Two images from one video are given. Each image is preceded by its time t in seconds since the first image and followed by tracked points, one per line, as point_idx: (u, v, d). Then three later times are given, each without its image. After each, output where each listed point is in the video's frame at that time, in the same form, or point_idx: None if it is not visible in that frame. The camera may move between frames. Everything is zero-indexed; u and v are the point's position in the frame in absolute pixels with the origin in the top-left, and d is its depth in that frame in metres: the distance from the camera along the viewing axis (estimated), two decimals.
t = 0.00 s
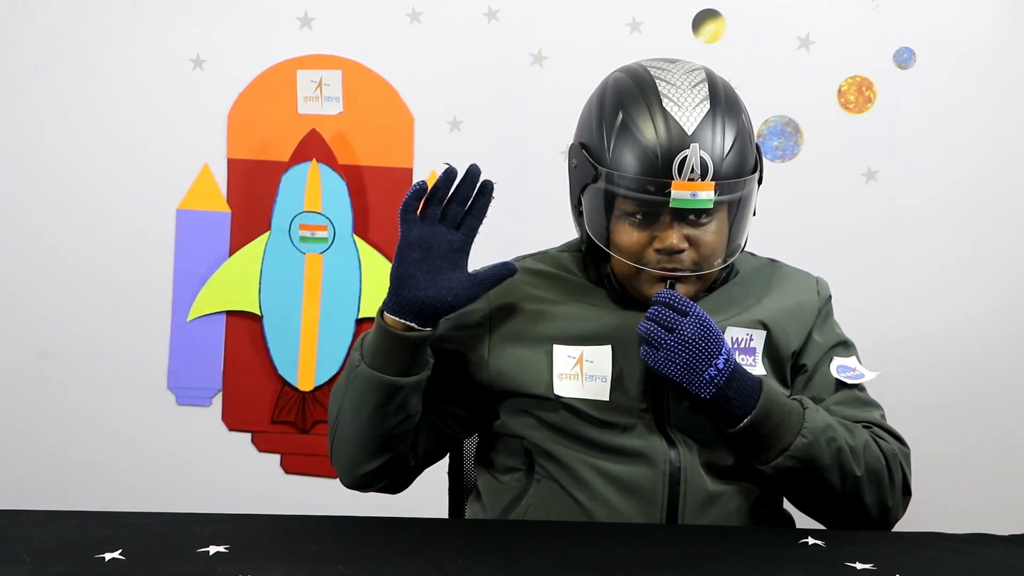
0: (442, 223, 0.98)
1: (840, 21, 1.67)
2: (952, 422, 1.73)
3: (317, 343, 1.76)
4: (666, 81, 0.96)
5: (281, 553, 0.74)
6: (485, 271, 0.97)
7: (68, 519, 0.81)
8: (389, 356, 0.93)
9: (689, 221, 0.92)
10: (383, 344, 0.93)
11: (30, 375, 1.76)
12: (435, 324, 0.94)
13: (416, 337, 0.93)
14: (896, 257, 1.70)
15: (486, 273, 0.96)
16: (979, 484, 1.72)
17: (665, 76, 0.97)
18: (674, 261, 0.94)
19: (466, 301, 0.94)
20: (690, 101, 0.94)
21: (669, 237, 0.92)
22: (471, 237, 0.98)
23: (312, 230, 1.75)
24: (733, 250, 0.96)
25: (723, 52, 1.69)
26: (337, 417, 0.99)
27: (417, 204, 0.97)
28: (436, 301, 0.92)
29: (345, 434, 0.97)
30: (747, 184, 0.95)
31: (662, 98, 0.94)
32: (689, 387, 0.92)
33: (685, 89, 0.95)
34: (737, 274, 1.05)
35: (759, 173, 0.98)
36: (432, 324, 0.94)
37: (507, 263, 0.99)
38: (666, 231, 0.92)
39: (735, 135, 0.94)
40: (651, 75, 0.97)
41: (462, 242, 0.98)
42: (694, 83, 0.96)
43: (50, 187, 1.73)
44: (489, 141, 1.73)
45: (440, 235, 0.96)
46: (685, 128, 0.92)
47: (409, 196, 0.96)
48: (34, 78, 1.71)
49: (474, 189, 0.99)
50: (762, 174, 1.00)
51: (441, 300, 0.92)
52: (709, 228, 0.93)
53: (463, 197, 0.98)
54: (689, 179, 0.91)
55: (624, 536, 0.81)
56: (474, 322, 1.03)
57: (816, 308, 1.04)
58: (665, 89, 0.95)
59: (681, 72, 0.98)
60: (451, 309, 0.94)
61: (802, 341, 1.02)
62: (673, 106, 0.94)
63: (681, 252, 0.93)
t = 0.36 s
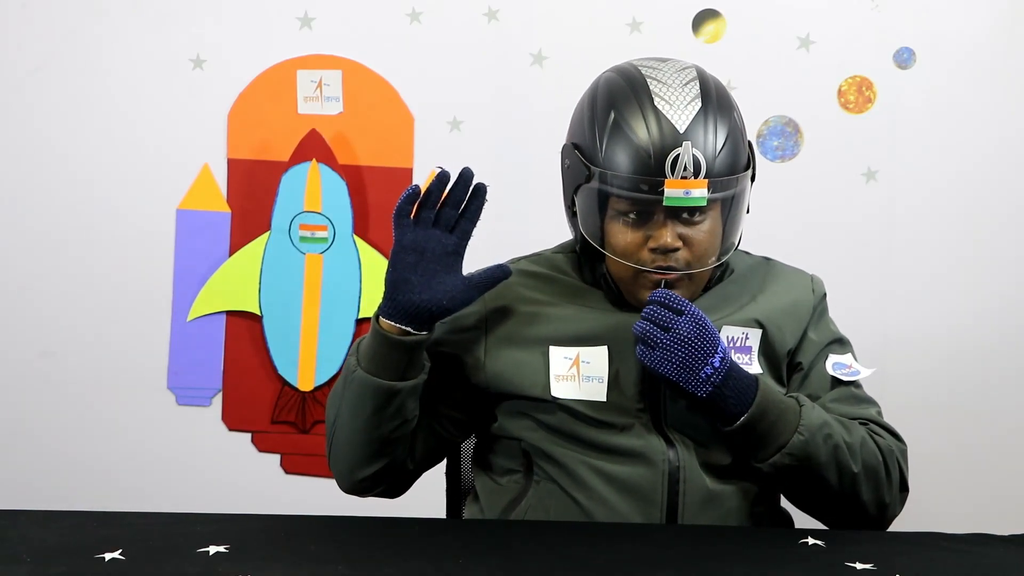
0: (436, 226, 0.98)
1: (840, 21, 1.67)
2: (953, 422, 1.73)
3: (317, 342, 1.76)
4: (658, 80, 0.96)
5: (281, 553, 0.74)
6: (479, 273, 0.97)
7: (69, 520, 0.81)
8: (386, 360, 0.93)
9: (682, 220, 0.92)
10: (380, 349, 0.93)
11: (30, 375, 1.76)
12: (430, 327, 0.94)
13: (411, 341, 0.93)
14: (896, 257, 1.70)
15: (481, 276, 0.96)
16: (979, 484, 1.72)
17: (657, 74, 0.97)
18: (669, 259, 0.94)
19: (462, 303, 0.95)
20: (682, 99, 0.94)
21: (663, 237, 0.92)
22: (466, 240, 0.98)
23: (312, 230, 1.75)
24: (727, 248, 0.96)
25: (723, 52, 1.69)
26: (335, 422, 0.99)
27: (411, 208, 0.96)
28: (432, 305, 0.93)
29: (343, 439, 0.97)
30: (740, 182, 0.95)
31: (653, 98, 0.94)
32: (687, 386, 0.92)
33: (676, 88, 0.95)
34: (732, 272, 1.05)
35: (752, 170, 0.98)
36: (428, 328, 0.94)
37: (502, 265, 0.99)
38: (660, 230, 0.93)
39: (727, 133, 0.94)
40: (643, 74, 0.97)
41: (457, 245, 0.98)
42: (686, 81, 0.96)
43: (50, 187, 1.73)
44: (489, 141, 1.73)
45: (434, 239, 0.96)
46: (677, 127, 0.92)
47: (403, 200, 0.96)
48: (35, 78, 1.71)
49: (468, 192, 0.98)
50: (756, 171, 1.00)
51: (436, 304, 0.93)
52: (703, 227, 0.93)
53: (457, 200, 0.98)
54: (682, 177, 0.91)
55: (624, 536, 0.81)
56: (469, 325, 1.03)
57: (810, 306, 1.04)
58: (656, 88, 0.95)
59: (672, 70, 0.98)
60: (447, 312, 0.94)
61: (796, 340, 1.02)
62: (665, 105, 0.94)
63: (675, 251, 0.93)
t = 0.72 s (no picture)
0: (437, 228, 0.97)
1: (840, 21, 1.67)
2: (953, 421, 1.73)
3: (317, 342, 1.76)
4: (662, 85, 0.96)
5: (281, 553, 0.74)
6: (480, 276, 0.96)
7: (69, 520, 0.81)
8: (387, 362, 0.93)
9: (683, 226, 0.92)
10: (381, 351, 0.93)
11: (30, 375, 1.76)
12: (430, 330, 0.94)
13: (411, 344, 0.93)
14: (896, 257, 1.70)
15: (482, 278, 0.95)
16: (979, 484, 1.72)
17: (661, 79, 0.97)
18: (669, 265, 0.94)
19: (462, 306, 0.94)
20: (685, 105, 0.94)
21: (664, 242, 0.92)
22: (466, 242, 0.98)
23: (312, 230, 1.75)
24: (728, 254, 0.96)
25: (723, 52, 1.69)
26: (335, 424, 0.99)
27: (411, 210, 0.96)
28: (432, 308, 0.92)
29: (344, 441, 0.97)
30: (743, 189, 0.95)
31: (656, 103, 0.94)
32: (688, 388, 0.92)
33: (680, 93, 0.95)
34: (732, 274, 1.05)
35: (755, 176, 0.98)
36: (428, 330, 0.93)
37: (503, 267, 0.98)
38: (661, 236, 0.93)
39: (730, 140, 0.94)
40: (647, 78, 0.97)
41: (457, 247, 0.97)
42: (690, 86, 0.96)
43: (50, 187, 1.73)
44: (489, 141, 1.73)
45: (434, 242, 0.96)
46: (680, 134, 0.92)
47: (403, 202, 0.96)
48: (35, 77, 1.71)
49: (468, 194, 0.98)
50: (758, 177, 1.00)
51: (436, 307, 0.92)
52: (704, 232, 0.93)
53: (457, 202, 0.98)
54: (683, 185, 0.91)
55: (624, 536, 0.81)
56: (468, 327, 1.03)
57: (811, 307, 1.04)
58: (659, 94, 0.94)
59: (677, 75, 0.97)
60: (447, 315, 0.93)
61: (797, 341, 1.02)
62: (668, 111, 0.93)
63: (676, 257, 0.93)
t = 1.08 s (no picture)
0: (441, 219, 0.98)
1: (840, 21, 1.67)
2: (953, 421, 1.73)
3: (317, 342, 1.76)
4: (663, 89, 0.95)
5: (281, 553, 0.74)
6: (481, 270, 0.97)
7: (68, 520, 0.81)
8: (383, 349, 0.93)
9: (683, 230, 0.92)
10: (378, 337, 0.93)
11: (30, 375, 1.76)
12: (428, 320, 0.93)
13: (407, 332, 0.92)
14: (896, 257, 1.70)
15: (483, 272, 0.97)
16: (979, 484, 1.72)
17: (663, 83, 0.96)
18: (667, 269, 0.94)
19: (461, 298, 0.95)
20: (686, 111, 0.94)
21: (662, 247, 0.92)
22: (469, 234, 0.99)
23: (312, 230, 1.75)
24: (727, 259, 0.96)
25: (722, 52, 1.69)
26: (327, 408, 0.98)
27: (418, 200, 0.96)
28: (431, 298, 0.92)
29: (335, 425, 0.97)
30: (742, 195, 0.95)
31: (657, 108, 0.94)
32: (685, 391, 0.92)
33: (681, 98, 0.94)
34: (732, 274, 1.05)
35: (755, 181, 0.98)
36: (425, 320, 0.93)
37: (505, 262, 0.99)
38: (659, 241, 0.92)
39: (730, 146, 0.94)
40: (649, 82, 0.97)
41: (460, 239, 0.98)
42: (692, 91, 0.95)
43: (50, 187, 1.73)
44: (489, 141, 1.73)
45: (438, 232, 0.96)
46: (680, 139, 0.92)
47: (411, 191, 0.96)
48: (35, 78, 1.71)
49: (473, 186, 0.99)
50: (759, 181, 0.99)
51: (436, 297, 0.92)
52: (703, 237, 0.93)
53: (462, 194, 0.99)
54: (682, 191, 0.91)
55: (624, 536, 0.81)
56: (466, 321, 1.03)
57: (811, 308, 1.04)
58: (660, 99, 0.94)
59: (679, 79, 0.97)
60: (446, 305, 0.94)
61: (796, 341, 1.02)
62: (669, 116, 0.93)
63: (674, 261, 0.93)
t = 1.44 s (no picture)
0: (468, 177, 0.99)
1: (840, 21, 1.67)
2: (953, 421, 1.73)
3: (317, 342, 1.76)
4: (656, 90, 0.95)
5: (281, 553, 0.74)
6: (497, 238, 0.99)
7: (69, 520, 0.81)
8: (382, 288, 0.93)
9: (676, 230, 0.92)
10: (380, 276, 0.93)
11: (30, 376, 1.76)
12: (434, 271, 0.94)
13: (412, 276, 0.93)
14: (896, 257, 1.70)
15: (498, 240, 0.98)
16: (979, 483, 1.72)
17: (656, 83, 0.96)
18: (660, 269, 0.94)
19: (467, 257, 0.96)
20: (678, 112, 0.93)
21: (655, 247, 0.92)
22: (492, 200, 0.99)
23: (312, 230, 1.75)
24: (722, 259, 0.96)
25: (722, 52, 1.69)
26: (314, 349, 0.98)
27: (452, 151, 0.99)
28: (440, 246, 0.94)
29: (319, 363, 0.96)
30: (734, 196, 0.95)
31: (650, 109, 0.94)
32: (677, 390, 0.92)
33: (674, 98, 0.94)
34: (729, 273, 1.05)
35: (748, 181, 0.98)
36: (432, 270, 0.94)
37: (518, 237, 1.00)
38: (652, 241, 0.92)
39: (723, 147, 0.94)
40: (642, 82, 0.97)
41: (482, 202, 0.98)
42: (685, 92, 0.95)
43: (50, 187, 1.73)
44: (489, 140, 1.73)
45: (462, 189, 0.98)
46: (673, 141, 0.92)
47: (448, 140, 0.98)
48: (35, 78, 1.71)
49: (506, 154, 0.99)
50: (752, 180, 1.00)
51: (446, 247, 0.94)
52: (697, 237, 0.93)
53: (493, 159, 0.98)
54: (674, 192, 0.91)
55: (624, 536, 0.81)
56: (466, 295, 1.04)
57: (808, 307, 1.04)
58: (653, 99, 0.94)
59: (672, 79, 0.97)
60: (453, 259, 0.95)
61: (793, 341, 1.02)
62: (662, 117, 0.93)
63: (667, 261, 0.93)
